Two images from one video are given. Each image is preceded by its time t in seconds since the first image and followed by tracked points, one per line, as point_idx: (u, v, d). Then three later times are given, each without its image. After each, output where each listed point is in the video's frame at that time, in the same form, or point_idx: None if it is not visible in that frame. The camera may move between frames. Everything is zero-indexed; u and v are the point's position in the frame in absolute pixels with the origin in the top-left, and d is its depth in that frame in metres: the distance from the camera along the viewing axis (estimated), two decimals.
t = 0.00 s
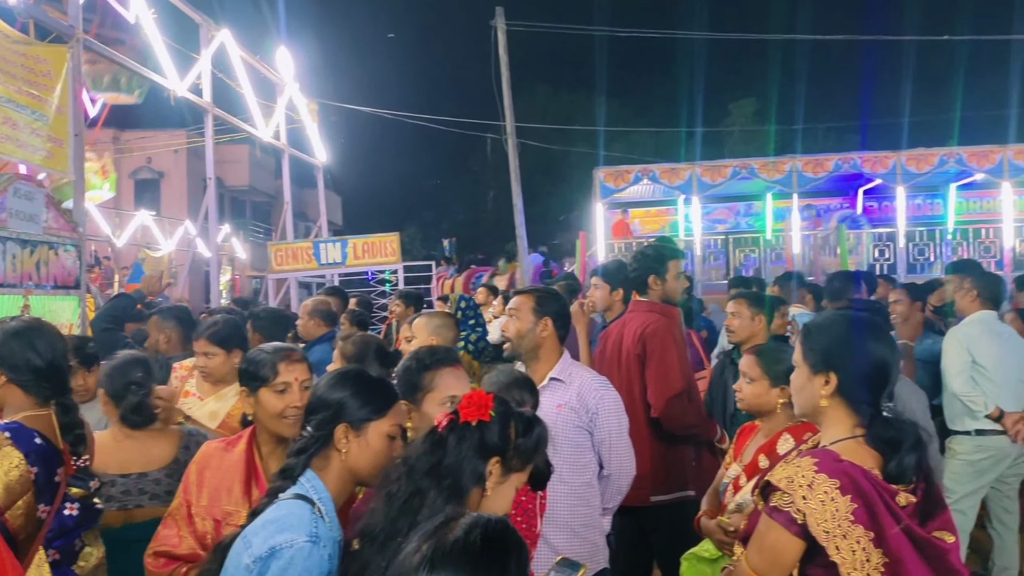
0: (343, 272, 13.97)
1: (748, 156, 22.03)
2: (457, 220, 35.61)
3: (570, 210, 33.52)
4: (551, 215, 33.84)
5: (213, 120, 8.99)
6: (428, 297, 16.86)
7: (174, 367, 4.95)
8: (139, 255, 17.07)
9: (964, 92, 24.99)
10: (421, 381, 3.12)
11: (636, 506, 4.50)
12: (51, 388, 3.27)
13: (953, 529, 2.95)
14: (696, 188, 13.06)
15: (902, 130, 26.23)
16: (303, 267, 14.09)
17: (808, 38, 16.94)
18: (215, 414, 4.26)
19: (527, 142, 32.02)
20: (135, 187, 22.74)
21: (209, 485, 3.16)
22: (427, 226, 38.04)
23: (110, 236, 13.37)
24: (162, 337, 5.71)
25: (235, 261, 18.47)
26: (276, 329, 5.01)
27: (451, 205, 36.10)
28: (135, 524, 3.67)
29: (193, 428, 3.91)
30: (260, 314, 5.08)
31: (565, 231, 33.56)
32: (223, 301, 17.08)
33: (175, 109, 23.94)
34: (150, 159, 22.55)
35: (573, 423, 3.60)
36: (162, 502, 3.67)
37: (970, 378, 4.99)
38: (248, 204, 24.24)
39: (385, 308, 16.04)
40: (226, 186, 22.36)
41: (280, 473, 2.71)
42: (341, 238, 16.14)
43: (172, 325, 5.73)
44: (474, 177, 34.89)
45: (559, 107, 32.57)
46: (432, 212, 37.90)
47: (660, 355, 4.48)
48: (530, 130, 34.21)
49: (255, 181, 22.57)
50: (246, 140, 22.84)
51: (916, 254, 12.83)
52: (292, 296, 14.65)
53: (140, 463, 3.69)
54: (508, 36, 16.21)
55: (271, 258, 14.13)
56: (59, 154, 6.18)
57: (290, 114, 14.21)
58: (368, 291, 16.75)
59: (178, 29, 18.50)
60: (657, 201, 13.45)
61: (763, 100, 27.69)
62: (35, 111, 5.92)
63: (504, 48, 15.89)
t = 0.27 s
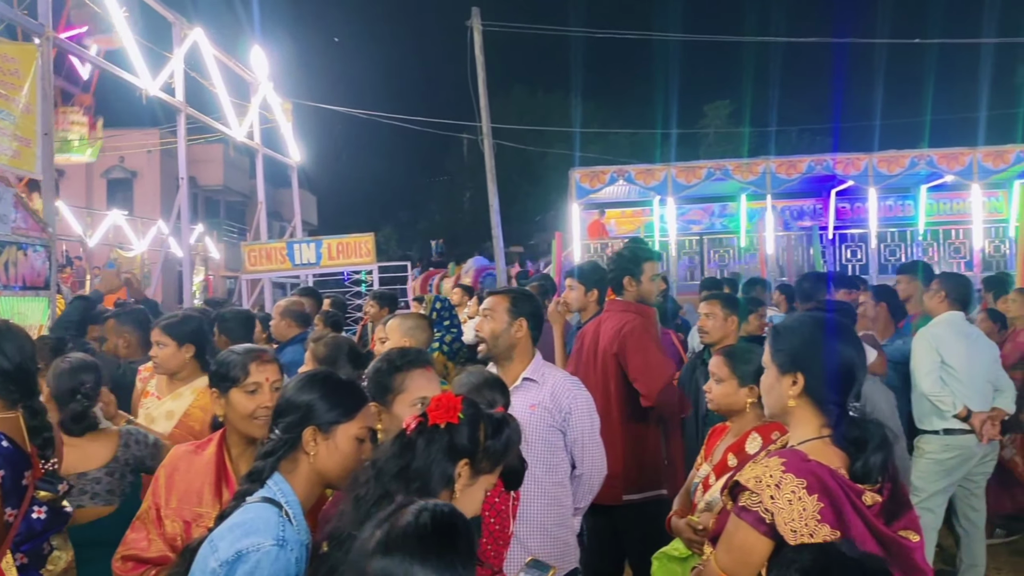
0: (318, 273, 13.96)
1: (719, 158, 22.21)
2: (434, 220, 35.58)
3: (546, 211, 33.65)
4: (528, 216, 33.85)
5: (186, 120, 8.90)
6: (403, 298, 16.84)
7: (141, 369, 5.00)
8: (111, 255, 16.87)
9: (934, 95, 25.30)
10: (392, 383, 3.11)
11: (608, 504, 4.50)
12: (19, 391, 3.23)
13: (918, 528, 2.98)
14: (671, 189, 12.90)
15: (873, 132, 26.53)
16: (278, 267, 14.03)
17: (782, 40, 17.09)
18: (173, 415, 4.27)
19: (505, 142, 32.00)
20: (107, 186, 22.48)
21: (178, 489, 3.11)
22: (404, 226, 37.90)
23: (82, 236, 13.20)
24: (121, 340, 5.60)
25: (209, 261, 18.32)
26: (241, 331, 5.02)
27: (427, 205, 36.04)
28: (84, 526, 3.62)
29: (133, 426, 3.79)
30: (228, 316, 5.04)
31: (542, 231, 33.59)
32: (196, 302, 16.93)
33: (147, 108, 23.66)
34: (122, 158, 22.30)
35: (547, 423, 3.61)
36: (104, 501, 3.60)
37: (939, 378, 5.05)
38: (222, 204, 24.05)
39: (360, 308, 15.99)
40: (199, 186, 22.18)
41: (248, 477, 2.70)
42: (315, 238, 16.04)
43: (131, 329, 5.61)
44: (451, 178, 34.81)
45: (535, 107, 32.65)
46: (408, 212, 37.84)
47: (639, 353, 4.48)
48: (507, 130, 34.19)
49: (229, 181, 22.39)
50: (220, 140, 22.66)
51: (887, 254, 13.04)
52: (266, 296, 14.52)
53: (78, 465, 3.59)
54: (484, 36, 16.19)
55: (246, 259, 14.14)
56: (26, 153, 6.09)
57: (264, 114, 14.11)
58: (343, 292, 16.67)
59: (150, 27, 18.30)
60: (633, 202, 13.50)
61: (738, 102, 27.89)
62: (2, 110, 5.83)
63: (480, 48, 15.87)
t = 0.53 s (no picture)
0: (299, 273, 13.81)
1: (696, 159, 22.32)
2: (416, 220, 35.53)
3: (528, 211, 33.70)
4: (510, 216, 33.89)
5: (165, 119, 8.83)
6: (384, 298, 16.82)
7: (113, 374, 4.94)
8: (88, 254, 16.69)
9: (910, 97, 25.54)
10: (369, 383, 3.10)
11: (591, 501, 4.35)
12: None
13: (891, 527, 3.00)
14: (652, 188, 12.92)
15: (850, 133, 26.75)
16: (258, 268, 13.97)
17: (762, 42, 17.20)
18: (144, 415, 4.24)
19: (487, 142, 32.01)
20: (85, 185, 22.26)
21: (160, 490, 3.07)
22: (386, 226, 37.81)
23: (59, 235, 13.05)
24: (71, 344, 5.45)
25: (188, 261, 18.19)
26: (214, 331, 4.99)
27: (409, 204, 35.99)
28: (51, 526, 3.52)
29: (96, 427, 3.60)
30: (200, 317, 5.01)
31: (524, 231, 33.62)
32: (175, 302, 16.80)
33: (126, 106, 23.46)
34: (101, 157, 22.10)
35: (526, 423, 3.61)
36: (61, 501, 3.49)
37: (915, 377, 5.12)
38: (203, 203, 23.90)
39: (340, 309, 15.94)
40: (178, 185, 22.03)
41: (222, 479, 2.68)
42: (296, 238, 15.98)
43: (83, 333, 5.47)
44: (433, 177, 34.77)
45: (517, 108, 32.69)
46: (389, 211, 37.78)
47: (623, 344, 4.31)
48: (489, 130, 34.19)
49: (209, 180, 22.25)
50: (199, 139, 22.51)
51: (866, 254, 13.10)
52: (245, 296, 14.44)
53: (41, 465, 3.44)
54: (465, 36, 16.18)
55: (225, 259, 14.04)
56: None
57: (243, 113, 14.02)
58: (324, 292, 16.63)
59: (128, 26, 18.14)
60: (615, 202, 13.52)
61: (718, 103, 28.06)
62: None
63: (461, 48, 15.85)
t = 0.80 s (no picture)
0: (281, 272, 13.86)
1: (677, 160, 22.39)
2: (400, 220, 35.48)
3: (512, 211, 33.65)
4: (493, 217, 33.94)
5: (147, 119, 8.77)
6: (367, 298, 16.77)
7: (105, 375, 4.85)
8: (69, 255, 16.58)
9: (890, 98, 25.73)
10: (349, 383, 3.08)
11: (568, 497, 4.35)
12: None
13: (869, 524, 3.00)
14: (636, 189, 12.76)
15: (830, 134, 26.95)
16: (240, 268, 13.79)
17: (745, 44, 17.29)
18: (121, 417, 4.23)
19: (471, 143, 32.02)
20: (67, 185, 22.10)
21: (150, 493, 3.04)
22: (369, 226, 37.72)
23: (40, 236, 12.93)
24: (34, 348, 5.17)
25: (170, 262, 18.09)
26: (193, 332, 4.98)
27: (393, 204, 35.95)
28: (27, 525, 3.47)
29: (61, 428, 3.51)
30: (179, 318, 4.98)
31: (508, 231, 33.66)
32: (157, 303, 16.70)
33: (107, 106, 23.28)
34: (83, 157, 21.97)
35: (507, 422, 3.61)
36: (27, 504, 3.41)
37: (894, 375, 5.14)
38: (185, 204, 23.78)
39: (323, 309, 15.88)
40: (161, 185, 21.91)
41: (197, 480, 2.66)
42: (279, 239, 15.91)
43: (45, 335, 5.15)
44: (417, 177, 34.72)
45: (502, 108, 32.74)
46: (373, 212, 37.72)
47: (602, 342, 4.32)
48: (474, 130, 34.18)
49: (191, 180, 22.14)
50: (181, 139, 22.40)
51: (848, 255, 13.16)
52: (227, 297, 14.34)
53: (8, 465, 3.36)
54: (449, 36, 16.15)
55: (206, 258, 13.86)
56: None
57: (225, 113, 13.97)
58: (307, 292, 16.57)
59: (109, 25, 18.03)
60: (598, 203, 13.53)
61: (701, 103, 28.18)
62: None
63: (445, 48, 15.82)
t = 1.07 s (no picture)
0: (262, 273, 13.79)
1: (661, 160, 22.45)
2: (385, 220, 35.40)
3: (497, 211, 33.64)
4: (478, 217, 33.94)
5: (127, 118, 8.72)
6: (350, 298, 16.72)
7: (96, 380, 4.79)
8: (50, 254, 16.44)
9: (870, 99, 25.92)
10: (328, 383, 3.07)
11: (554, 499, 4.23)
12: None
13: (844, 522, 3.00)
14: (621, 190, 12.44)
15: (812, 136, 27.12)
16: (222, 268, 13.76)
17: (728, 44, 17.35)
18: (105, 421, 4.22)
19: (456, 143, 32.00)
20: (48, 184, 21.92)
21: (144, 493, 3.02)
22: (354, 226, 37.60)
23: (20, 236, 12.80)
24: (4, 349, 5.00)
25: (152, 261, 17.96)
26: (173, 333, 4.95)
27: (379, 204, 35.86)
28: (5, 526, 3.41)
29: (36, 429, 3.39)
30: (159, 319, 4.95)
31: (492, 231, 33.67)
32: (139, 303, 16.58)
33: (87, 105, 23.08)
34: (64, 156, 21.80)
35: (487, 422, 3.62)
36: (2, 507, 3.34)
37: (873, 373, 5.17)
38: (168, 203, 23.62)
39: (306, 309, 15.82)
40: (143, 184, 21.75)
41: (173, 480, 2.65)
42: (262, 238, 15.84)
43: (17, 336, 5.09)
44: (401, 177, 34.66)
45: (487, 108, 32.75)
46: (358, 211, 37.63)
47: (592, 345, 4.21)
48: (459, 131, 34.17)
49: (174, 179, 22.02)
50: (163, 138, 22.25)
51: (830, 255, 13.24)
52: (210, 297, 14.26)
53: None
54: (433, 35, 16.12)
55: (188, 258, 13.78)
56: None
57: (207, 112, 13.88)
58: (290, 292, 16.50)
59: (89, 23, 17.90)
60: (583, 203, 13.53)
61: (685, 104, 28.28)
62: None
63: (429, 47, 15.78)
